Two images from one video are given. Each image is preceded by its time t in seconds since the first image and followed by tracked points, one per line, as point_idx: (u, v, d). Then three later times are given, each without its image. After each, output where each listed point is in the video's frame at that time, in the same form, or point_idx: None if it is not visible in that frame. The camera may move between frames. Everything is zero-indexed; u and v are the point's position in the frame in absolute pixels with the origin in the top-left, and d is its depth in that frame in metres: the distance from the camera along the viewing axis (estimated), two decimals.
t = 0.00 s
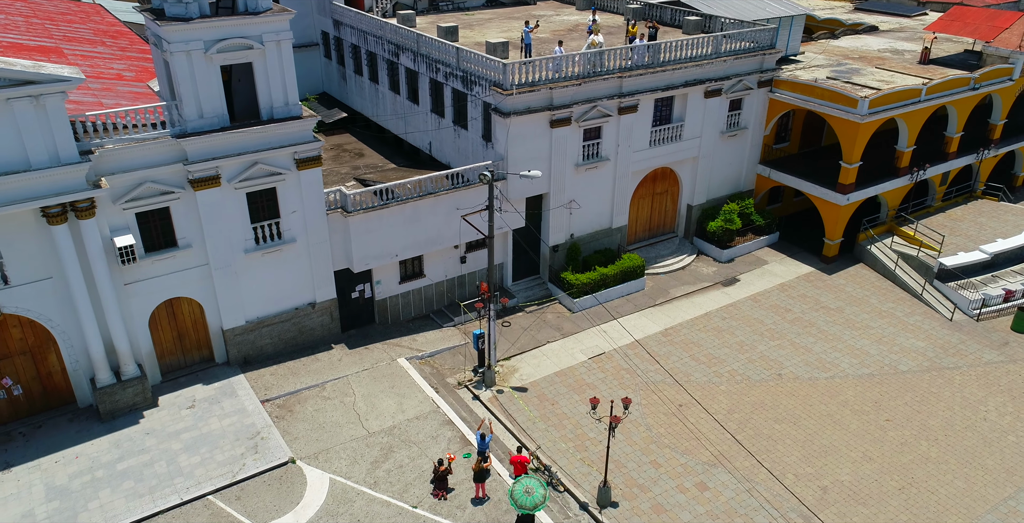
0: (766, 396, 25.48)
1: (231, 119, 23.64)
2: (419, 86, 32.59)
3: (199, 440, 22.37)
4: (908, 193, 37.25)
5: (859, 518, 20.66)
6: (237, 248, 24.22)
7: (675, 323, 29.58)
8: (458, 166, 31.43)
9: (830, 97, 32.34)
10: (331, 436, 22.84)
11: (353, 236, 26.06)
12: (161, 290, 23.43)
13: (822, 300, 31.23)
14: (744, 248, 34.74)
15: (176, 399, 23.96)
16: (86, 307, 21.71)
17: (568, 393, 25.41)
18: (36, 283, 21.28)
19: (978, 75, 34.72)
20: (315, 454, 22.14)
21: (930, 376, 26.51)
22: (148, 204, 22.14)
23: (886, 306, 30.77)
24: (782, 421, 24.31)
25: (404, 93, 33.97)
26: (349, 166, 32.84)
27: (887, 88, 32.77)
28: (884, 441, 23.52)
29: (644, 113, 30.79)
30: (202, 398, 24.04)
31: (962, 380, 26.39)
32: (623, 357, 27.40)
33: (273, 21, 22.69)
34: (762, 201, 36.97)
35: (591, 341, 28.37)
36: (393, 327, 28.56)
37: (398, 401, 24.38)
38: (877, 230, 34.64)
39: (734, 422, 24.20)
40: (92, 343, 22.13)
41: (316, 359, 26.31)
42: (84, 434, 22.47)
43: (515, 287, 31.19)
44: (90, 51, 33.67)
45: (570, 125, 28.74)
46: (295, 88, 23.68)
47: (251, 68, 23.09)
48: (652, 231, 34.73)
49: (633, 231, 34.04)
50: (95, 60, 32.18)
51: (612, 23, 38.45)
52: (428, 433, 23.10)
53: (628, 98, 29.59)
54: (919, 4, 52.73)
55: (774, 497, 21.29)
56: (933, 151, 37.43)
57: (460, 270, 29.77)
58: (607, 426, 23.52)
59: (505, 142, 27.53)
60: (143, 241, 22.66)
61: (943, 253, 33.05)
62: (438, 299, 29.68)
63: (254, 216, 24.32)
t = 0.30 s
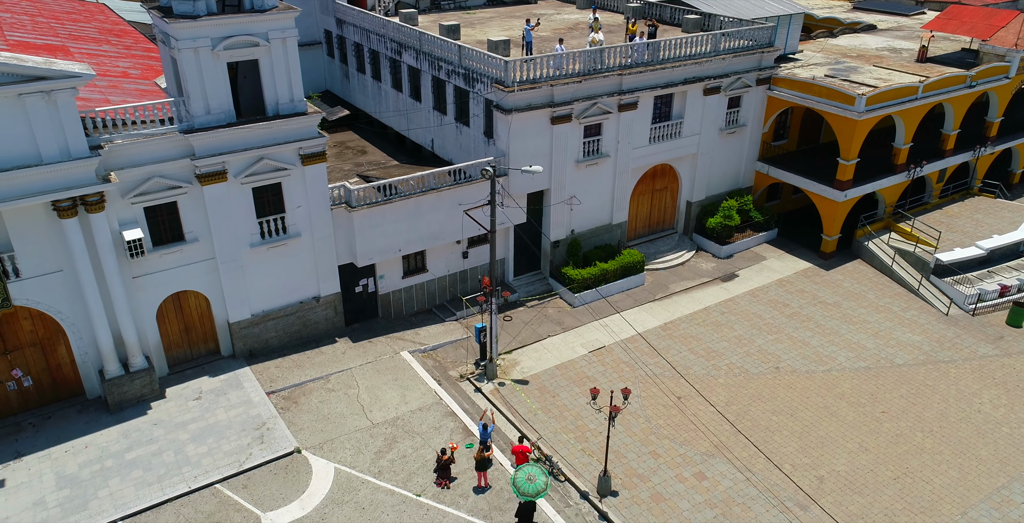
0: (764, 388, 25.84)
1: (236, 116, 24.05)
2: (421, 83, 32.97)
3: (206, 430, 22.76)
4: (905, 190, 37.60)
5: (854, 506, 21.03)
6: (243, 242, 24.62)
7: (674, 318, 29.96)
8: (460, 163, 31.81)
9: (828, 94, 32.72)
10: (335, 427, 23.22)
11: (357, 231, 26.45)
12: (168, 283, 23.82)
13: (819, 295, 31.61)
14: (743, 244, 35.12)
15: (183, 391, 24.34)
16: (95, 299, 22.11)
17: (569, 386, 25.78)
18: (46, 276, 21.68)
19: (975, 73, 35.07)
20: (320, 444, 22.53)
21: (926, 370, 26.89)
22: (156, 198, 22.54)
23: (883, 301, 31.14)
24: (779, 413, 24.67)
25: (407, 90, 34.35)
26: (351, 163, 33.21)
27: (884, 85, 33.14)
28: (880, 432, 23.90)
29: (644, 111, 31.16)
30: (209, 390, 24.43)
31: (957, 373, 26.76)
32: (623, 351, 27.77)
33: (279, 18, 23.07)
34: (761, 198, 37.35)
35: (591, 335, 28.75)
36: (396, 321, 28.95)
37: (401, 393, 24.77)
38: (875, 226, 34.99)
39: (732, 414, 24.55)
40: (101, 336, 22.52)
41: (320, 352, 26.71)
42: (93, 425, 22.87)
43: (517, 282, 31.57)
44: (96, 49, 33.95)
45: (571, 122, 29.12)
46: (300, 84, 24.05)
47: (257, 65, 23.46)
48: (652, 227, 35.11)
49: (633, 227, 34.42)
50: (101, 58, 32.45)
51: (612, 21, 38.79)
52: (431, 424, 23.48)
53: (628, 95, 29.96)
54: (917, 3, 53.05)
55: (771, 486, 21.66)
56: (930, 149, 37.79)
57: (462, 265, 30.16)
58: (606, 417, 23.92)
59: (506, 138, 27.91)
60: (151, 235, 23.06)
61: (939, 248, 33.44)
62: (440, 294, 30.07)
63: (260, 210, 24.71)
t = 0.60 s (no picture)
0: (762, 381, 26.18)
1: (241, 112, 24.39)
2: (423, 81, 33.32)
3: (213, 421, 23.11)
4: (902, 187, 37.96)
5: (850, 496, 21.38)
6: (248, 237, 24.98)
7: (673, 312, 30.31)
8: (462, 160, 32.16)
9: (826, 92, 33.07)
10: (340, 419, 23.57)
11: (360, 226, 26.80)
12: (175, 277, 24.18)
13: (817, 290, 31.96)
14: (741, 240, 35.47)
15: (189, 384, 24.70)
16: (103, 292, 22.46)
17: (570, 379, 26.10)
18: (55, 269, 22.04)
19: (971, 71, 35.42)
20: (324, 435, 22.88)
21: (922, 363, 27.23)
22: (163, 193, 22.89)
23: (880, 297, 31.49)
24: (777, 406, 25.00)
25: (409, 88, 34.70)
26: (354, 160, 33.53)
27: (881, 83, 33.49)
28: (876, 424, 24.24)
29: (643, 108, 31.51)
30: (214, 383, 24.78)
31: (953, 366, 27.10)
32: (623, 344, 28.13)
33: (284, 16, 23.42)
34: (760, 195, 37.69)
35: (592, 329, 29.09)
36: (398, 315, 29.30)
37: (404, 386, 25.12)
38: (872, 223, 35.32)
39: (730, 407, 24.89)
40: (109, 328, 22.88)
41: (324, 346, 27.07)
42: (101, 416, 23.22)
43: (518, 277, 31.92)
44: (101, 47, 34.21)
45: (571, 119, 29.48)
46: (304, 81, 24.40)
47: (262, 62, 23.80)
48: (652, 223, 35.47)
49: (633, 223, 34.78)
50: (106, 57, 32.72)
51: (612, 20, 39.12)
52: (434, 416, 23.83)
53: (628, 93, 30.32)
54: (915, 2, 53.40)
55: (769, 477, 22.00)
56: (927, 146, 38.14)
57: (463, 260, 30.51)
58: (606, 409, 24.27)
59: (508, 135, 28.25)
60: (157, 229, 23.41)
61: (935, 245, 33.80)
62: (442, 289, 30.42)
63: (265, 206, 25.07)
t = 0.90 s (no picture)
0: (760, 375, 26.53)
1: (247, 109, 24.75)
2: (425, 79, 33.68)
3: (218, 413, 23.47)
4: (899, 184, 38.32)
5: (846, 486, 21.74)
6: (253, 232, 25.34)
7: (673, 307, 30.67)
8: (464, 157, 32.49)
9: (823, 89, 33.41)
10: (343, 410, 23.93)
11: (363, 222, 27.15)
12: (181, 271, 24.53)
13: (815, 286, 32.32)
14: (740, 237, 35.82)
15: (195, 376, 25.05)
16: (111, 286, 22.83)
17: (570, 372, 26.45)
18: (64, 263, 22.42)
19: (967, 69, 35.78)
20: (328, 427, 23.25)
21: (918, 357, 27.59)
22: (169, 188, 23.25)
23: (877, 292, 31.85)
24: (774, 398, 25.35)
25: (411, 86, 35.06)
26: (356, 157, 33.87)
27: (878, 81, 33.84)
28: (872, 416, 24.60)
29: (643, 105, 31.86)
30: (220, 375, 25.14)
31: (948, 360, 27.46)
32: (623, 338, 28.50)
33: (288, 14, 23.78)
34: (758, 192, 38.02)
35: (592, 323, 29.45)
36: (400, 310, 29.65)
37: (407, 379, 25.49)
38: (869, 219, 35.66)
39: (729, 399, 25.25)
40: (116, 321, 23.25)
41: (328, 340, 27.44)
42: (109, 408, 23.57)
43: (519, 273, 32.27)
44: (105, 46, 34.45)
45: (572, 116, 29.84)
46: (309, 78, 24.75)
47: (267, 59, 24.16)
48: (651, 220, 35.84)
49: (633, 219, 35.14)
50: (111, 55, 32.97)
51: (612, 19, 39.47)
52: (436, 408, 24.19)
53: (628, 90, 30.68)
54: (914, 2, 53.71)
55: (766, 467, 22.36)
56: (924, 143, 38.50)
57: (465, 255, 30.86)
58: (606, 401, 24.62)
59: (509, 131, 28.61)
60: (164, 224, 23.77)
61: (932, 241, 34.15)
62: (444, 284, 30.78)
63: (269, 201, 25.42)
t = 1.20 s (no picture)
0: (757, 368, 26.91)
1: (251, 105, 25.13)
2: (427, 77, 34.06)
3: (224, 405, 23.87)
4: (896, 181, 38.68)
5: (841, 475, 22.12)
6: (258, 227, 25.73)
7: (671, 302, 31.06)
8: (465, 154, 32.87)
9: (820, 87, 33.79)
10: (347, 402, 24.32)
11: (366, 217, 27.55)
12: (186, 266, 24.92)
13: (812, 281, 32.70)
14: (738, 233, 36.21)
15: (200, 369, 25.45)
16: (119, 279, 23.22)
17: (570, 366, 26.82)
18: (72, 257, 22.81)
19: (963, 68, 36.17)
20: (332, 418, 23.64)
21: (913, 351, 27.97)
22: (176, 183, 23.62)
23: (873, 287, 32.24)
24: (771, 391, 25.73)
25: (413, 84, 35.45)
26: (358, 154, 34.23)
27: (875, 79, 34.22)
28: (868, 408, 24.98)
29: (642, 103, 32.26)
30: (225, 368, 25.53)
31: (943, 354, 27.85)
32: (622, 332, 28.89)
33: (292, 12, 24.16)
34: (756, 189, 38.42)
35: (592, 318, 29.84)
36: (402, 305, 30.05)
37: (409, 371, 25.88)
38: (866, 216, 36.03)
39: (726, 392, 25.65)
40: (123, 314, 23.64)
41: (331, 333, 27.85)
42: (116, 400, 23.97)
43: (519, 268, 32.67)
44: (110, 44, 34.79)
45: (571, 114, 30.23)
46: (313, 75, 25.12)
47: (272, 57, 24.52)
48: (650, 217, 36.24)
49: (632, 216, 35.53)
50: (115, 53, 33.31)
51: (612, 18, 39.85)
52: (438, 400, 24.58)
53: (627, 88, 31.06)
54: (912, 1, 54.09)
55: (762, 457, 22.74)
56: (921, 141, 38.88)
57: (466, 251, 31.25)
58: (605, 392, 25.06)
59: (509, 128, 29.00)
60: (170, 219, 24.15)
61: (928, 237, 34.55)
62: (445, 279, 31.17)
63: (274, 197, 25.81)
